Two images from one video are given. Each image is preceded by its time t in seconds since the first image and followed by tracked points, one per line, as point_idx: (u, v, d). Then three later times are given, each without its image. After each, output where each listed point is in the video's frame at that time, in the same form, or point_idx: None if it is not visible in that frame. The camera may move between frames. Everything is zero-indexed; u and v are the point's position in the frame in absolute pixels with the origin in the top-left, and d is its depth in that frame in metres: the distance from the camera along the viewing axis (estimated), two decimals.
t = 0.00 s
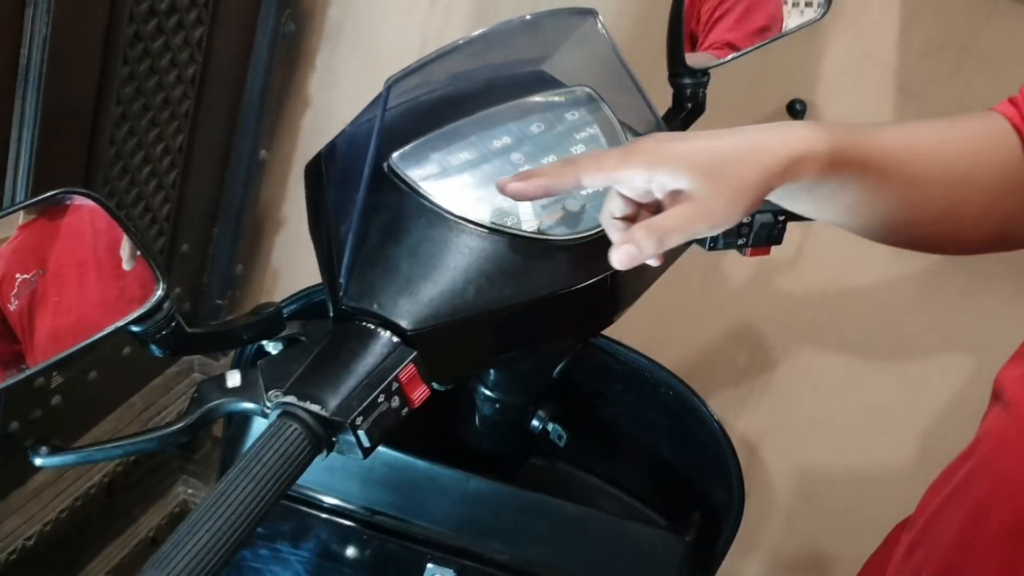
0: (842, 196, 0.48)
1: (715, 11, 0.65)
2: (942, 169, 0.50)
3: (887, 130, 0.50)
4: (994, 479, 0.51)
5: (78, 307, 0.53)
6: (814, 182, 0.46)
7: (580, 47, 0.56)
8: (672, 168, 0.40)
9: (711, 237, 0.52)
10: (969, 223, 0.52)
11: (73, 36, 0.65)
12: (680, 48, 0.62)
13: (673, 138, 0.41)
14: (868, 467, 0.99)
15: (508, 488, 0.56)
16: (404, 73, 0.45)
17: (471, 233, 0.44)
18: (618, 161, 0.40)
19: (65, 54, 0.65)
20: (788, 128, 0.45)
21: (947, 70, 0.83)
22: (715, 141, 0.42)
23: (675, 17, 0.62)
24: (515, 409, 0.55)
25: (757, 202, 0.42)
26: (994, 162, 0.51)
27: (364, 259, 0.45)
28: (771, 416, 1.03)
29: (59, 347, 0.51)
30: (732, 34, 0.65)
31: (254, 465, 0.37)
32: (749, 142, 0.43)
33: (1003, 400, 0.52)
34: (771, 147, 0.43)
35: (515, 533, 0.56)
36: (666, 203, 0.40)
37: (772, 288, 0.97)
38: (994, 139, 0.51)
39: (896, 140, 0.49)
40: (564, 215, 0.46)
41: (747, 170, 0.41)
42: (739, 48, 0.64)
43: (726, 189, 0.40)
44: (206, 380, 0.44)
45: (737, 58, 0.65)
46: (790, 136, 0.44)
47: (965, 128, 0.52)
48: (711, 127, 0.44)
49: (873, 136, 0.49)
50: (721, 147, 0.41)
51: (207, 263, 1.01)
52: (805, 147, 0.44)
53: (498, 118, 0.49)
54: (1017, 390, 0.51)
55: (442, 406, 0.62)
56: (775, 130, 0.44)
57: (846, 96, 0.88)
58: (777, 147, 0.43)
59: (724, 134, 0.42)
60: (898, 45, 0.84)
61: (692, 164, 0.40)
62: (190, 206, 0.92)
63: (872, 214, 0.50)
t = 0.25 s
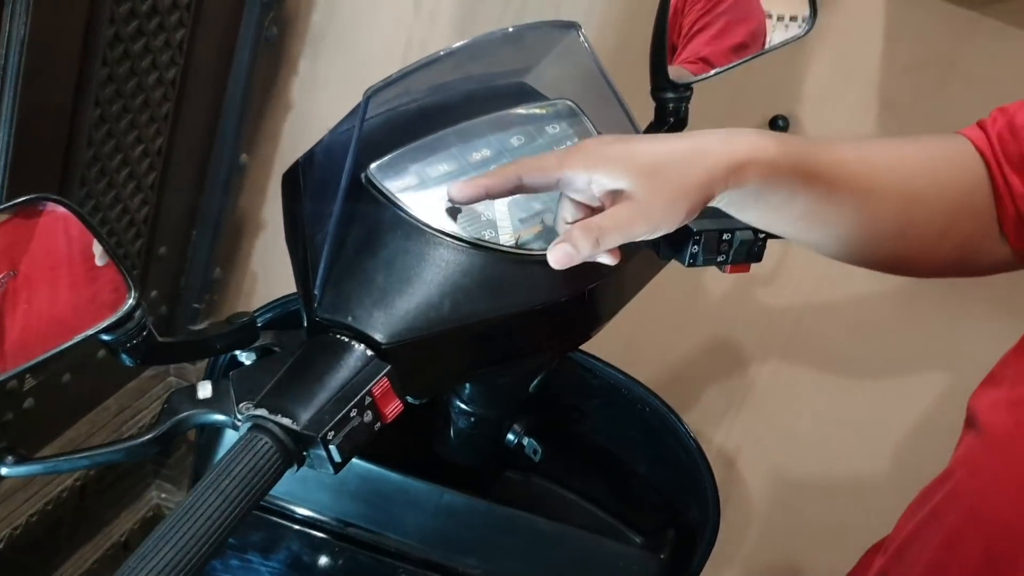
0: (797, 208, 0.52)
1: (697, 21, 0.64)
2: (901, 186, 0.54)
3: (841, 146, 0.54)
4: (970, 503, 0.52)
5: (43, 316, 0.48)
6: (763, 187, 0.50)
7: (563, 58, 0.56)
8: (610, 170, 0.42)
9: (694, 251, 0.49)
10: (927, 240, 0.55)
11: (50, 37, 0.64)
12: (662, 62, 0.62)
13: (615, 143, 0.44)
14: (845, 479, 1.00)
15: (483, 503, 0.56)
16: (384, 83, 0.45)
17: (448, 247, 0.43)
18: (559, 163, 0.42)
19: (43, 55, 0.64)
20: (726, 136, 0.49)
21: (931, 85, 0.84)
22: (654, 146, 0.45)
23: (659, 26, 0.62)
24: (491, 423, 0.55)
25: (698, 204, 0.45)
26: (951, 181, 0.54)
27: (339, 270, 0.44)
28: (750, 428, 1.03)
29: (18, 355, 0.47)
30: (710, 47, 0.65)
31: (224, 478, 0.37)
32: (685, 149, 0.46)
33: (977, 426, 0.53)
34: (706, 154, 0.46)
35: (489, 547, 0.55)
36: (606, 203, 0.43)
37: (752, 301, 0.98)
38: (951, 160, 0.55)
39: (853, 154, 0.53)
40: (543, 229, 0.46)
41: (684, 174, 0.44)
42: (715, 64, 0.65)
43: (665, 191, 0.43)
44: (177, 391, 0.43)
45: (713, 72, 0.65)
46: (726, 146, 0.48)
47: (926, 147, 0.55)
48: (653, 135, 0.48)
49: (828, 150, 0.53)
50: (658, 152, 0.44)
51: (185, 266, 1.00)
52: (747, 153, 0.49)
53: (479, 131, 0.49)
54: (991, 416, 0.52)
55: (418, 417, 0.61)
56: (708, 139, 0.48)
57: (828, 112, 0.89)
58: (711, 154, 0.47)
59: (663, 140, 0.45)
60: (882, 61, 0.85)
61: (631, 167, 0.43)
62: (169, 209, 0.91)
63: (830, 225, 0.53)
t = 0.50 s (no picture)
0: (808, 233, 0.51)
1: (690, 27, 0.64)
2: (918, 215, 0.52)
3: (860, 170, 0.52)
4: (951, 521, 0.52)
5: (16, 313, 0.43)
6: (791, 210, 0.48)
7: (550, 62, 0.56)
8: (649, 180, 0.39)
9: (681, 258, 0.50)
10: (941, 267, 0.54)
11: (30, 27, 0.63)
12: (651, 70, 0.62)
13: (648, 153, 0.41)
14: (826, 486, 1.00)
15: (461, 509, 0.55)
16: (368, 84, 0.44)
17: (431, 251, 0.43)
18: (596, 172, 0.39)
19: (23, 46, 0.63)
20: (760, 156, 0.45)
21: (919, 94, 0.84)
22: (692, 157, 0.41)
23: (649, 36, 0.63)
24: (472, 428, 0.54)
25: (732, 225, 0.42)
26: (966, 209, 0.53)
27: (319, 273, 0.43)
28: (732, 433, 1.04)
29: None
30: (704, 51, 0.64)
31: (197, 484, 0.36)
32: (722, 163, 0.42)
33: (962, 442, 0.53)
34: (744, 172, 0.43)
35: (468, 553, 0.55)
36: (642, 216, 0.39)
37: (737, 306, 0.98)
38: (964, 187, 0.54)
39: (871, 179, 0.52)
40: (528, 235, 0.45)
41: (723, 189, 0.41)
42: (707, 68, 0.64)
43: (704, 207, 0.40)
44: (151, 394, 0.42)
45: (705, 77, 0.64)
46: (762, 162, 0.44)
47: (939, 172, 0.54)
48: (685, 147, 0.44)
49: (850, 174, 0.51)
50: (696, 163, 0.41)
51: (165, 260, 0.98)
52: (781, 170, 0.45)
53: (465, 133, 0.48)
54: (974, 433, 0.52)
55: (400, 421, 0.60)
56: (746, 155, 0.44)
57: (816, 119, 0.89)
58: (748, 172, 0.43)
59: (702, 153, 0.42)
60: (870, 69, 0.85)
61: (672, 178, 0.40)
62: (149, 203, 0.90)
63: (843, 254, 0.52)
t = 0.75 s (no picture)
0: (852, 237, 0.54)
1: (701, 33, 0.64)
2: (963, 228, 0.55)
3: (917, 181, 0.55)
4: (952, 538, 0.52)
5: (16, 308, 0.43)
6: (844, 211, 0.51)
7: (555, 66, 0.55)
8: (712, 173, 0.44)
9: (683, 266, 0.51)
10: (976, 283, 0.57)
11: (30, 20, 0.62)
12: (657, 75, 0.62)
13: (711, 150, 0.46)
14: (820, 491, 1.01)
15: (458, 513, 0.55)
16: (373, 86, 0.44)
17: (433, 255, 0.42)
18: (666, 162, 0.44)
19: (23, 38, 0.62)
20: (806, 159, 0.50)
21: (922, 102, 0.84)
22: (746, 155, 0.46)
23: (655, 39, 0.62)
24: (470, 433, 0.54)
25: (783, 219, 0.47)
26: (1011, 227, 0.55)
27: (321, 275, 0.43)
28: (727, 438, 1.04)
29: None
30: (716, 58, 0.64)
31: (195, 486, 0.35)
32: (774, 163, 0.47)
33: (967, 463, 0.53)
34: (795, 171, 0.48)
35: (463, 557, 0.55)
36: (705, 206, 0.44)
37: (735, 312, 0.98)
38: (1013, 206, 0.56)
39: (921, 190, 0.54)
40: (531, 242, 0.45)
41: (773, 187, 0.46)
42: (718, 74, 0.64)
43: (759, 202, 0.45)
44: (149, 394, 0.42)
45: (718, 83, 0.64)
46: (811, 163, 0.49)
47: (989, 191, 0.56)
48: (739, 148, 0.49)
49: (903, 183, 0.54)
50: (751, 163, 0.46)
51: (163, 254, 0.98)
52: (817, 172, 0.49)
53: (469, 136, 0.48)
54: (981, 454, 0.52)
55: (397, 422, 0.60)
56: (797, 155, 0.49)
57: (818, 126, 0.89)
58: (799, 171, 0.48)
59: (756, 152, 0.47)
60: (874, 76, 0.85)
61: (731, 174, 0.45)
62: (148, 197, 0.89)
63: (882, 258, 0.55)
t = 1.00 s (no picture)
0: (867, 231, 0.54)
1: (710, 41, 0.64)
2: (971, 224, 0.55)
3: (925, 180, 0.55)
4: (954, 554, 0.47)
5: (24, 308, 0.44)
6: (854, 202, 0.53)
7: (559, 73, 0.56)
8: (719, 160, 0.47)
9: (685, 274, 0.51)
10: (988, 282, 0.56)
11: (34, 18, 0.62)
12: (661, 83, 0.61)
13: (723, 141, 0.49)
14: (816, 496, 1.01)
15: (456, 517, 0.55)
16: (381, 91, 0.44)
17: (437, 262, 0.43)
18: (675, 151, 0.47)
19: (27, 35, 0.62)
20: (823, 152, 0.52)
21: (923, 111, 0.84)
22: (759, 145, 0.49)
23: (659, 48, 0.61)
24: (470, 437, 0.54)
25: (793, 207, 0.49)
26: None
27: (325, 280, 0.43)
28: (724, 442, 1.04)
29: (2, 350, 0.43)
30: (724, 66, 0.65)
31: (196, 490, 0.36)
32: (789, 154, 0.50)
33: (984, 476, 0.47)
34: (813, 160, 0.51)
35: (461, 562, 0.54)
36: (711, 191, 0.47)
37: (733, 317, 0.98)
38: None
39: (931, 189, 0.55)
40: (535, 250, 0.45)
41: (785, 176, 0.49)
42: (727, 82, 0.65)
43: (766, 190, 0.47)
44: (152, 396, 0.42)
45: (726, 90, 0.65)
46: (825, 154, 0.52)
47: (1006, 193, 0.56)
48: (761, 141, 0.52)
49: (911, 181, 0.54)
50: (761, 153, 0.49)
51: (163, 252, 0.98)
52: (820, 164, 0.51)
53: (474, 143, 0.48)
54: (990, 466, 0.47)
55: (397, 424, 0.61)
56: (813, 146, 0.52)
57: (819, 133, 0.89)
58: (814, 162, 0.51)
59: (770, 143, 0.50)
60: (876, 84, 0.85)
61: (740, 163, 0.48)
62: (149, 194, 0.90)
63: (891, 255, 0.55)
